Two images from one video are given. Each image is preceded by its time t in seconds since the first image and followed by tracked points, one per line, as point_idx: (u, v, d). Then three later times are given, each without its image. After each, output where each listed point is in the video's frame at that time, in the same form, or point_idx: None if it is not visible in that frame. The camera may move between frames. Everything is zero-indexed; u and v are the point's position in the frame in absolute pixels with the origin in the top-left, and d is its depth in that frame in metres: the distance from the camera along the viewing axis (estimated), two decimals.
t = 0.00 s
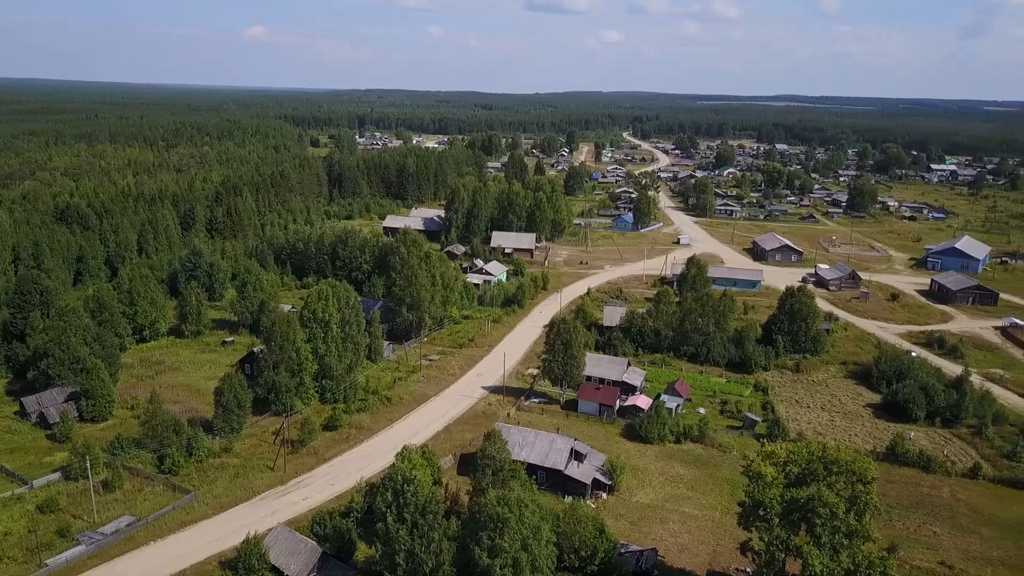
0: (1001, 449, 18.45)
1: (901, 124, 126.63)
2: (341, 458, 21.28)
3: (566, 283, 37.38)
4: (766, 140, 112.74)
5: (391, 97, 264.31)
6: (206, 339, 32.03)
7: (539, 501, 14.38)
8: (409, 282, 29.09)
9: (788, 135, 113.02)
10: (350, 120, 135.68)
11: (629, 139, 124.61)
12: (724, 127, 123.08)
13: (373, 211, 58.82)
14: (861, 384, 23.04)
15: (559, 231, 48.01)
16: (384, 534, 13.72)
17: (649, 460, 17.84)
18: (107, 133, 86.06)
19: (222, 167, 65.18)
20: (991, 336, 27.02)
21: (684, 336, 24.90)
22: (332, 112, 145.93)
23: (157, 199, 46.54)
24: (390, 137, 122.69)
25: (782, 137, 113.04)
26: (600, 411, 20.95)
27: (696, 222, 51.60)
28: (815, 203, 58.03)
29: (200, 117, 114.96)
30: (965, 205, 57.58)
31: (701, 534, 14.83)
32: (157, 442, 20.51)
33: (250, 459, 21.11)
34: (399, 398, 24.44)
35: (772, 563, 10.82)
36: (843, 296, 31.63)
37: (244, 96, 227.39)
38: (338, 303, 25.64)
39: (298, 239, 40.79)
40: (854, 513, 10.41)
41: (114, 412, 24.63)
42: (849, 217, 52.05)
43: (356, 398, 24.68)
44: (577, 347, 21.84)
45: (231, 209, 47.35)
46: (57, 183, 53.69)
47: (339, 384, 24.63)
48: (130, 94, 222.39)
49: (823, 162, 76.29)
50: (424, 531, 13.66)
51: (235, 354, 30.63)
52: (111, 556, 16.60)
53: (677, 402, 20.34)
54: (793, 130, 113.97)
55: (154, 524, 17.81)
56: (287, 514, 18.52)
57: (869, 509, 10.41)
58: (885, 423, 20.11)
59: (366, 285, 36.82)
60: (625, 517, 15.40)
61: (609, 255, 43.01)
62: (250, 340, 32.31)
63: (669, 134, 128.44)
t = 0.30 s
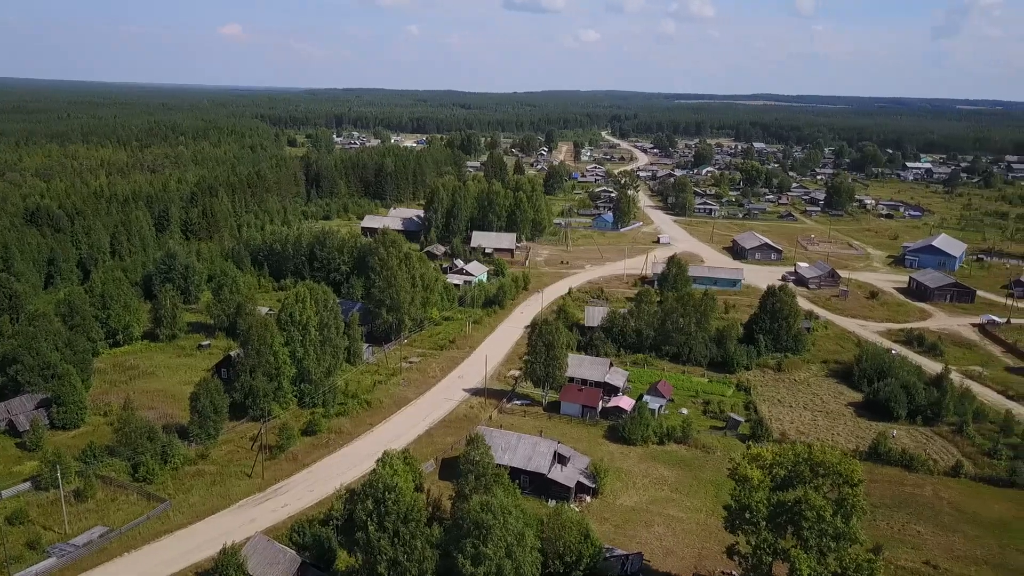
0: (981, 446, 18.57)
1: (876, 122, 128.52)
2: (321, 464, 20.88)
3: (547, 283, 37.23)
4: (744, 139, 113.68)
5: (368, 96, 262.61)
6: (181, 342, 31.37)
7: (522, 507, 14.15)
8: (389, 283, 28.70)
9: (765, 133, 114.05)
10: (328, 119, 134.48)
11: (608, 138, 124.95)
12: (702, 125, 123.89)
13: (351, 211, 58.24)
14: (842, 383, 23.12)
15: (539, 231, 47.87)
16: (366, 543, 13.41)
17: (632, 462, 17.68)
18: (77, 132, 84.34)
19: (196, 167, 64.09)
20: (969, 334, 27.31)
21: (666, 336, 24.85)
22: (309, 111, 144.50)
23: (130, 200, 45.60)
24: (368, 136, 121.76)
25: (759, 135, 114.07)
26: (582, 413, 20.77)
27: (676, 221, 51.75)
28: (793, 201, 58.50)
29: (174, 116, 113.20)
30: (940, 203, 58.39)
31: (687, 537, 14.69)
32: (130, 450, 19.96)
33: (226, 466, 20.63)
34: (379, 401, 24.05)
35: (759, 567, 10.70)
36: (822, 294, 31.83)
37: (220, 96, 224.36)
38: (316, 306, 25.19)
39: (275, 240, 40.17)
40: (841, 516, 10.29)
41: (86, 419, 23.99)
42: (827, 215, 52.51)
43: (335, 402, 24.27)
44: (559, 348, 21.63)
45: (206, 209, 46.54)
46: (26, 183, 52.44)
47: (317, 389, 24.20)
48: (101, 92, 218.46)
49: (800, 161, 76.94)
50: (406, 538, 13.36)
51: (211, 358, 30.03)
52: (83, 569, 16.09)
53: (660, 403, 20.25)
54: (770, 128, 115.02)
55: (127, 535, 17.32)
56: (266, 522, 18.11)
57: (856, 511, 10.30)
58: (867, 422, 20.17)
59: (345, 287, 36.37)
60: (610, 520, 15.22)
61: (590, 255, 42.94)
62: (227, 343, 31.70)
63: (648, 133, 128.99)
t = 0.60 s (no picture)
0: (963, 445, 18.67)
1: (851, 121, 130.28)
2: (300, 470, 20.45)
3: (528, 283, 37.05)
4: (721, 137, 114.48)
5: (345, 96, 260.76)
6: (156, 346, 30.69)
7: (506, 513, 13.93)
8: (368, 285, 28.30)
9: (742, 132, 114.89)
10: (305, 118, 133.21)
11: (587, 137, 125.14)
12: (680, 124, 124.57)
13: (329, 211, 57.61)
14: (824, 382, 23.18)
15: (520, 231, 47.65)
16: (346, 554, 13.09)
17: (616, 464, 17.51)
18: (46, 132, 82.56)
19: (170, 167, 63.01)
20: (948, 331, 27.57)
21: (647, 336, 24.78)
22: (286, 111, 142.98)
23: (102, 201, 44.64)
24: (346, 135, 120.73)
25: (736, 134, 114.95)
26: (565, 415, 20.55)
27: (655, 220, 51.88)
28: (771, 199, 58.91)
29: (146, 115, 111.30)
30: (916, 201, 59.12)
31: (672, 540, 14.55)
32: (102, 458, 19.37)
33: (202, 473, 20.14)
34: (358, 405, 23.65)
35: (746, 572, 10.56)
36: (802, 292, 31.99)
37: (195, 95, 221.35)
38: (294, 308, 24.72)
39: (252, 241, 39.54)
40: (829, 519, 10.13)
41: (57, 427, 23.34)
42: (805, 213, 52.92)
43: (313, 407, 23.84)
44: (541, 349, 21.41)
45: (181, 210, 45.75)
46: None
47: (296, 393, 23.76)
48: (72, 91, 214.31)
49: (778, 159, 77.58)
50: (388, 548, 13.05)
51: (187, 362, 29.41)
52: None
53: (643, 404, 20.15)
54: (747, 127, 115.97)
55: (99, 547, 16.80)
56: (243, 531, 17.69)
57: (844, 514, 10.15)
58: (850, 421, 20.21)
59: (323, 289, 35.90)
60: (594, 524, 15.02)
61: (571, 254, 42.84)
62: (203, 347, 31.08)
63: (626, 131, 129.38)
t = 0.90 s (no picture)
0: (946, 444, 18.77)
1: (827, 119, 131.72)
2: (278, 477, 19.97)
3: (509, 283, 36.82)
4: (699, 136, 115.17)
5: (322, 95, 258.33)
6: (129, 351, 29.94)
7: (489, 520, 13.66)
8: (346, 287, 27.84)
9: (720, 131, 115.63)
10: (282, 118, 131.73)
11: (565, 136, 125.23)
12: (658, 123, 125.12)
13: (307, 211, 56.90)
14: (807, 381, 23.21)
15: (500, 230, 47.39)
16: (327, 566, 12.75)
17: (600, 468, 17.32)
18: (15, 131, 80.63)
19: (144, 168, 61.80)
20: (927, 330, 27.80)
21: (629, 337, 24.67)
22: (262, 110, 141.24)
23: (73, 203, 43.60)
24: (323, 135, 119.53)
25: (714, 133, 115.68)
26: (548, 417, 20.33)
27: (635, 219, 51.95)
28: (750, 198, 59.27)
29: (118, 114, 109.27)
30: (892, 199, 59.81)
31: (658, 545, 14.38)
32: (73, 468, 18.77)
33: (177, 482, 19.60)
34: (337, 410, 23.19)
35: None
36: (783, 291, 32.13)
37: (170, 95, 218.25)
38: (271, 311, 24.22)
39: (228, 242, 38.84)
40: (818, 523, 10.00)
41: (26, 436, 22.62)
42: (783, 212, 53.27)
43: (291, 412, 23.36)
44: (523, 352, 21.16)
45: (155, 211, 44.85)
46: None
47: (273, 398, 23.27)
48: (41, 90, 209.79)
49: (756, 158, 78.13)
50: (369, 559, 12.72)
51: (161, 367, 28.71)
52: None
53: (626, 405, 19.99)
54: (725, 126, 116.76)
55: (70, 560, 16.23)
56: (219, 541, 17.20)
57: (832, 518, 10.01)
58: (833, 421, 20.24)
59: (301, 290, 35.36)
60: (579, 529, 14.80)
61: (551, 254, 42.70)
62: (178, 352, 30.39)
63: (605, 130, 129.66)
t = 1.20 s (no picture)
0: (929, 443, 18.85)
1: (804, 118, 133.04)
2: (255, 485, 19.35)
3: (491, 284, 36.52)
4: (678, 135, 115.69)
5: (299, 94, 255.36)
6: (101, 357, 29.19)
7: (472, 528, 13.37)
8: (324, 290, 27.37)
9: (699, 129, 116.25)
10: (258, 117, 130.13)
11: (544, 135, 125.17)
12: (637, 122, 125.51)
13: (284, 212, 56.11)
14: (789, 381, 23.22)
15: (480, 231, 47.06)
16: None
17: (584, 472, 17.12)
18: None
19: (116, 168, 60.53)
20: (907, 328, 28.01)
21: (612, 338, 24.52)
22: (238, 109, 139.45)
23: (42, 204, 42.53)
24: (300, 134, 118.23)
25: (693, 131, 116.27)
26: (531, 421, 20.08)
27: (615, 218, 51.93)
28: (729, 197, 59.54)
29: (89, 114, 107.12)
30: (870, 197, 60.42)
31: (643, 550, 14.20)
32: (42, 479, 18.08)
33: (151, 491, 18.99)
34: (316, 416, 22.65)
35: None
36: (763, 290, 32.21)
37: (145, 94, 214.83)
38: (247, 316, 23.68)
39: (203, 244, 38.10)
40: (807, 529, 9.86)
41: None
42: (763, 211, 53.56)
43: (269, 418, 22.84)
44: (505, 354, 20.88)
45: (127, 213, 43.88)
46: None
47: (250, 404, 22.73)
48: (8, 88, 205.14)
49: (735, 157, 78.64)
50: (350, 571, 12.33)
51: (135, 372, 28.00)
52: None
53: (610, 407, 19.81)
54: (703, 125, 117.39)
55: None
56: (195, 553, 16.62)
57: (822, 524, 9.88)
58: (817, 421, 20.25)
59: (278, 293, 34.78)
60: (563, 536, 14.57)
61: (532, 254, 42.49)
62: (152, 356, 29.69)
63: (584, 129, 129.79)
